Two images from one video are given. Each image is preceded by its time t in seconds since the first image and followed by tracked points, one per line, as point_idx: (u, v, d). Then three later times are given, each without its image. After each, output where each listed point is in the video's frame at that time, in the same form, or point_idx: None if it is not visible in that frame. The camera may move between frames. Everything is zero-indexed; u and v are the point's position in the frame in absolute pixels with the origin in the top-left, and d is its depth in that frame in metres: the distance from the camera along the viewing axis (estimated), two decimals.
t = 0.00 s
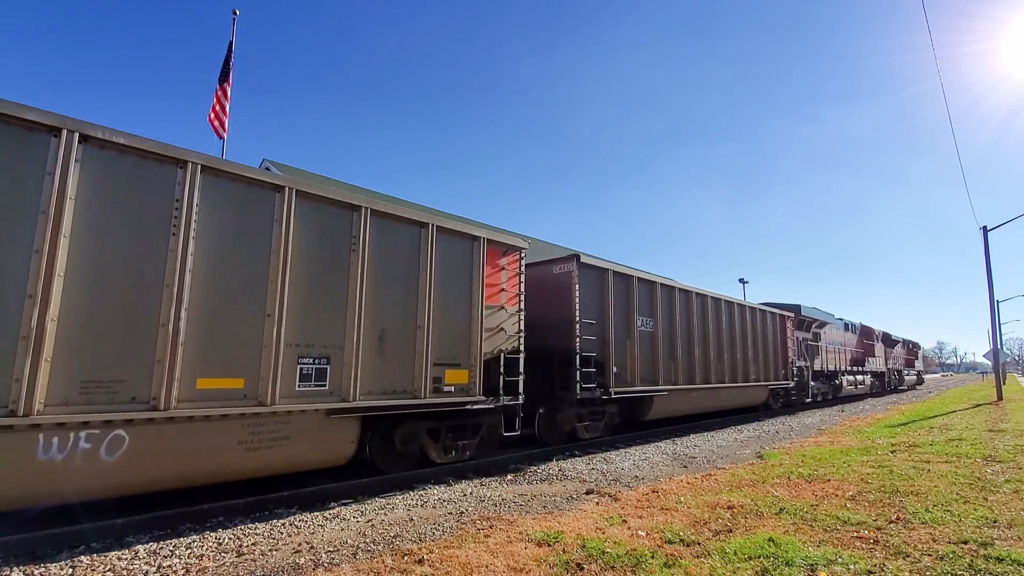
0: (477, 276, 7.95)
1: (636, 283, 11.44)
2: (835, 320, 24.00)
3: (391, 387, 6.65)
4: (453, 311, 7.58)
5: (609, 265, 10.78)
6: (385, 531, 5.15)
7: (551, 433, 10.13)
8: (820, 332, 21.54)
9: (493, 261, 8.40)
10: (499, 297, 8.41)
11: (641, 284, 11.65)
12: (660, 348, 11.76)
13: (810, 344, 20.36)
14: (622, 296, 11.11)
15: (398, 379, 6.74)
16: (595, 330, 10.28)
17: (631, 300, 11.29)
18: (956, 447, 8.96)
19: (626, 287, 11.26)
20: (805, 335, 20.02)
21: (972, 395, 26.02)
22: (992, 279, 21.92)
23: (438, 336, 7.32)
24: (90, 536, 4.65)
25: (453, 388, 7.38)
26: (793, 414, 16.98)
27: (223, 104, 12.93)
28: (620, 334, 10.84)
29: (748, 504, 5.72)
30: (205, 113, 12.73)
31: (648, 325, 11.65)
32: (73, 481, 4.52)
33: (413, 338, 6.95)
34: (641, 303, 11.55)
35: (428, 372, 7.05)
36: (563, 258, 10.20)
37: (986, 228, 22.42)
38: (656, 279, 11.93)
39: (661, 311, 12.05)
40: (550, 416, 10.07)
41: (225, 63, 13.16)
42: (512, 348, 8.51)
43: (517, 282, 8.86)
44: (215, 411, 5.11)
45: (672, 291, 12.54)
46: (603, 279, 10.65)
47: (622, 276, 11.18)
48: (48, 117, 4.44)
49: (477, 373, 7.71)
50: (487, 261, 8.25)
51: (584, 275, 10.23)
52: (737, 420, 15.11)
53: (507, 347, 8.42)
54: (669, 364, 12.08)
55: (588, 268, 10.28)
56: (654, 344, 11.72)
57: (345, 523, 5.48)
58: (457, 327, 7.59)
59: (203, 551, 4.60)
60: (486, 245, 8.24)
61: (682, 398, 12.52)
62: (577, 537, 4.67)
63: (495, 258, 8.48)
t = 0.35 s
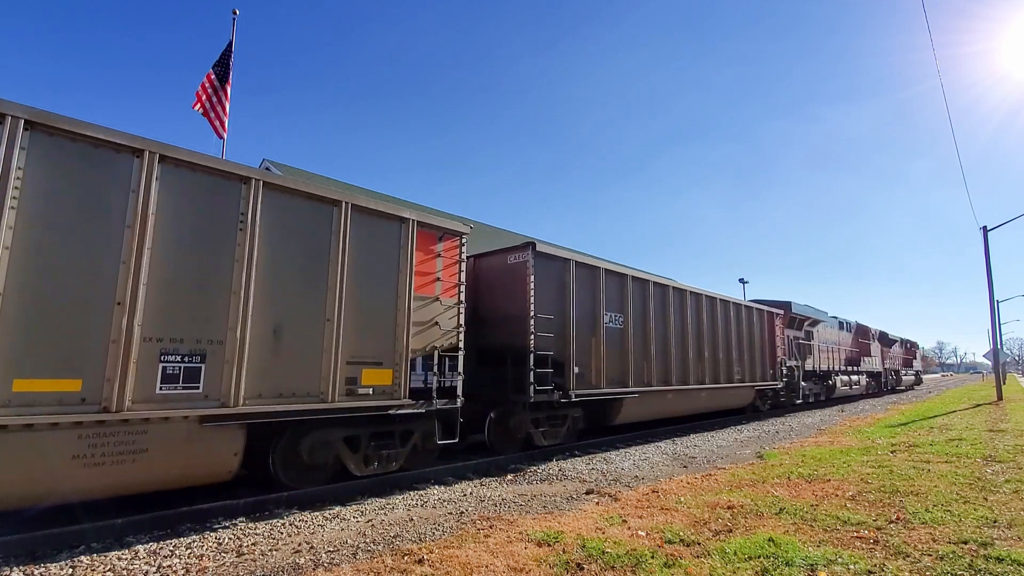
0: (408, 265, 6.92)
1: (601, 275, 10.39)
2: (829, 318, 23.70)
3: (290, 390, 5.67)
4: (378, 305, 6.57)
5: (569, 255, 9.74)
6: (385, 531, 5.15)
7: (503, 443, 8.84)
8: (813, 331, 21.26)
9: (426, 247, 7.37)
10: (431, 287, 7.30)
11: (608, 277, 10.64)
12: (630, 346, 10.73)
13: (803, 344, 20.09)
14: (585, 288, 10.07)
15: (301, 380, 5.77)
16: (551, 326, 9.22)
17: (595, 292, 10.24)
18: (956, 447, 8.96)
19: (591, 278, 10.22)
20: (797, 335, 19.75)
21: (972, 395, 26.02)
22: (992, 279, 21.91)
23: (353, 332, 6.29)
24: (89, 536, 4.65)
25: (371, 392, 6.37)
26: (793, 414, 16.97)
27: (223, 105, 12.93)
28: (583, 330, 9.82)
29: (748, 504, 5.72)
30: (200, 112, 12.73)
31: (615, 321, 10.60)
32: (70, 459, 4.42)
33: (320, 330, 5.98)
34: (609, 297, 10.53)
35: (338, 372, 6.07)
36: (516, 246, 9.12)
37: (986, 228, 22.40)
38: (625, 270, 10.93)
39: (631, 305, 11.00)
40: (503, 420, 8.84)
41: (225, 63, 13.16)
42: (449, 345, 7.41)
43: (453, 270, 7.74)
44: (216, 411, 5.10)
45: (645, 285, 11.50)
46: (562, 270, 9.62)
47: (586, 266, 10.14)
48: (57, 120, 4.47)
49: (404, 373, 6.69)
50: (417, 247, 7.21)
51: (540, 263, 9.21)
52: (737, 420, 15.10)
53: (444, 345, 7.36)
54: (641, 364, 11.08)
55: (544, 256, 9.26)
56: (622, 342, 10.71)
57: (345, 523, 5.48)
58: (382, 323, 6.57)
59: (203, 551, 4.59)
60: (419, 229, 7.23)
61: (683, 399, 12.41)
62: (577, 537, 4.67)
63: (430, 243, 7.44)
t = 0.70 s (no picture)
0: (301, 243, 5.86)
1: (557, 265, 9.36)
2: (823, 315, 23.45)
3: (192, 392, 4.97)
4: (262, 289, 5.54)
5: (519, 241, 8.76)
6: (385, 531, 5.15)
7: (436, 453, 7.90)
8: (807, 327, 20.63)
9: (332, 226, 6.23)
10: (339, 274, 6.23)
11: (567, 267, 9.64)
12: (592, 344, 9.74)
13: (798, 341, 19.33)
14: (538, 279, 9.07)
15: (153, 384, 4.74)
16: (495, 322, 8.24)
17: (549, 283, 9.24)
18: (956, 447, 8.96)
19: (545, 268, 9.21)
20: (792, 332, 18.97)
21: (972, 395, 26.03)
22: (992, 279, 21.89)
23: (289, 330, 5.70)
24: (89, 536, 4.64)
25: (249, 394, 5.33)
26: (793, 414, 16.97)
27: (223, 105, 12.93)
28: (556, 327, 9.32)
29: (748, 504, 5.72)
30: (206, 116, 12.76)
31: (573, 317, 9.60)
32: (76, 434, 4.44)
33: (179, 322, 4.93)
34: (566, 289, 9.54)
35: (203, 374, 5.03)
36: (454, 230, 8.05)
37: (987, 228, 22.35)
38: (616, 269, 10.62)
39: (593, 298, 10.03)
40: (435, 428, 7.88)
41: (225, 63, 13.16)
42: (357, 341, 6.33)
43: (368, 255, 6.61)
44: (218, 411, 5.12)
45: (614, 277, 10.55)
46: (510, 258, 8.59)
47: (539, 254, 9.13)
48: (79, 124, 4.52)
49: (294, 372, 5.66)
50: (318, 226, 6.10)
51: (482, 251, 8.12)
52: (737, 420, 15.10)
53: (348, 341, 6.25)
54: (607, 364, 10.14)
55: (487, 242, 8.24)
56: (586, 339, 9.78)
57: (345, 523, 5.49)
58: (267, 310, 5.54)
59: (203, 551, 4.60)
60: (318, 205, 6.09)
61: (685, 399, 12.40)
62: (577, 537, 4.67)
63: (337, 223, 6.29)
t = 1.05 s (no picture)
0: (154, 218, 4.94)
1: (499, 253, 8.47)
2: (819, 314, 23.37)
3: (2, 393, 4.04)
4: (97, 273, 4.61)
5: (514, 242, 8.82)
6: (385, 531, 5.15)
7: (348, 467, 6.77)
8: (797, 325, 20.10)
9: (199, 198, 5.30)
10: (209, 255, 5.31)
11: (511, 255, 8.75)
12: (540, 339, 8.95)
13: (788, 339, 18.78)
14: (476, 268, 8.19)
15: None
16: (420, 315, 7.34)
17: (490, 273, 8.37)
18: (956, 447, 8.96)
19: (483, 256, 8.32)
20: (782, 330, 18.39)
21: (972, 395, 26.05)
22: (992, 279, 21.90)
23: (138, 327, 4.74)
24: (89, 536, 4.65)
25: (69, 400, 4.33)
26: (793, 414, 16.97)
27: (223, 104, 12.93)
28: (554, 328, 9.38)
29: (748, 504, 5.72)
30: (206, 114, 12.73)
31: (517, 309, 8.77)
32: None
33: None
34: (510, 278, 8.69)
35: None
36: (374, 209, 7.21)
37: (986, 228, 22.38)
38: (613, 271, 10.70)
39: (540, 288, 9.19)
40: (348, 437, 6.74)
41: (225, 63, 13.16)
42: (230, 334, 5.37)
43: (247, 232, 5.65)
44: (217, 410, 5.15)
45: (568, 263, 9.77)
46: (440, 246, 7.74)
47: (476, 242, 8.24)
48: None
49: (136, 373, 4.68)
50: (180, 198, 5.19)
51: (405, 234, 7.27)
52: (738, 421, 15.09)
53: (221, 335, 5.30)
54: (559, 361, 9.38)
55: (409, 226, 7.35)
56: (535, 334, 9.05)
57: (345, 523, 5.49)
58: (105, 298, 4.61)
59: (203, 551, 4.60)
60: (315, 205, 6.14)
61: (681, 398, 12.47)
62: (577, 537, 4.67)
63: (207, 193, 5.38)
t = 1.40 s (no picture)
0: None
1: (433, 240, 7.46)
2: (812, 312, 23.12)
3: None
4: None
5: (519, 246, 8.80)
6: (384, 531, 5.15)
7: (245, 479, 5.88)
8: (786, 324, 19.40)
9: (26, 160, 4.51)
10: (37, 230, 4.49)
11: (449, 242, 7.74)
12: (485, 335, 7.96)
13: (777, 337, 18.03)
14: (405, 258, 7.17)
15: None
16: (329, 306, 6.39)
17: (423, 261, 7.34)
18: (956, 447, 8.96)
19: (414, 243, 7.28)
20: (771, 328, 17.68)
21: (972, 395, 26.07)
22: (992, 279, 21.90)
23: None
24: (89, 536, 4.65)
25: None
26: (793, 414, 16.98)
27: (223, 104, 12.93)
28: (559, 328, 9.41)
29: (748, 504, 5.72)
30: (200, 112, 12.71)
31: (458, 303, 7.75)
32: None
33: None
34: (449, 269, 7.68)
35: None
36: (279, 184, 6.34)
37: (986, 228, 22.39)
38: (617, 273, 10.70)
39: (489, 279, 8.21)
40: (243, 448, 5.80)
41: (225, 64, 13.17)
42: (73, 326, 4.56)
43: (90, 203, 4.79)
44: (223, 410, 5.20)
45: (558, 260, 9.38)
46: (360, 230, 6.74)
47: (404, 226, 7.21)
48: None
49: None
50: None
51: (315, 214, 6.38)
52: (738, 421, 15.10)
53: (49, 327, 4.44)
54: (508, 362, 8.40)
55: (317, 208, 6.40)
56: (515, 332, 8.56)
57: (345, 523, 5.48)
58: None
59: (203, 551, 4.60)
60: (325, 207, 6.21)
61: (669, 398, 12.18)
62: (577, 537, 4.67)
63: (38, 156, 4.59)
